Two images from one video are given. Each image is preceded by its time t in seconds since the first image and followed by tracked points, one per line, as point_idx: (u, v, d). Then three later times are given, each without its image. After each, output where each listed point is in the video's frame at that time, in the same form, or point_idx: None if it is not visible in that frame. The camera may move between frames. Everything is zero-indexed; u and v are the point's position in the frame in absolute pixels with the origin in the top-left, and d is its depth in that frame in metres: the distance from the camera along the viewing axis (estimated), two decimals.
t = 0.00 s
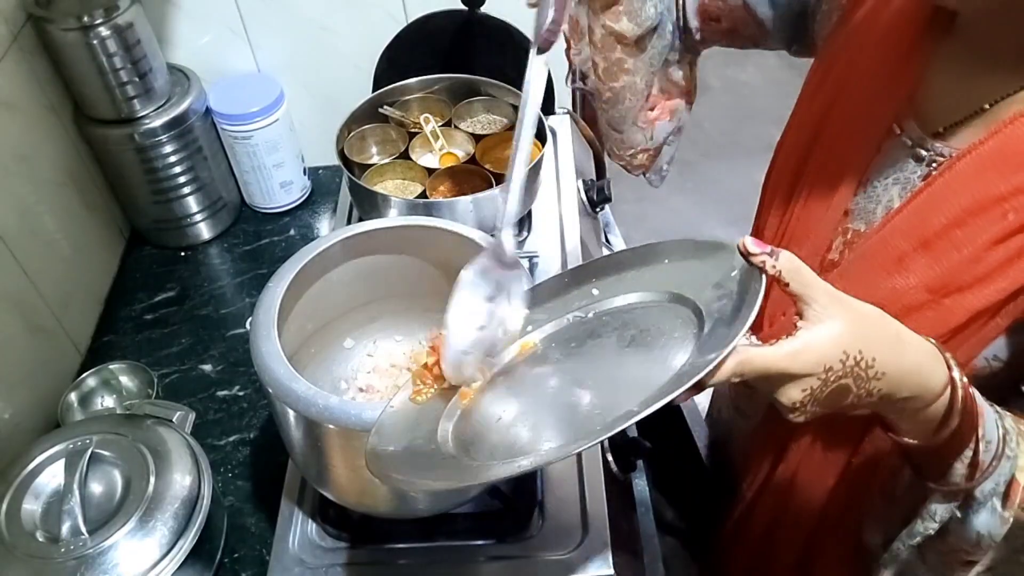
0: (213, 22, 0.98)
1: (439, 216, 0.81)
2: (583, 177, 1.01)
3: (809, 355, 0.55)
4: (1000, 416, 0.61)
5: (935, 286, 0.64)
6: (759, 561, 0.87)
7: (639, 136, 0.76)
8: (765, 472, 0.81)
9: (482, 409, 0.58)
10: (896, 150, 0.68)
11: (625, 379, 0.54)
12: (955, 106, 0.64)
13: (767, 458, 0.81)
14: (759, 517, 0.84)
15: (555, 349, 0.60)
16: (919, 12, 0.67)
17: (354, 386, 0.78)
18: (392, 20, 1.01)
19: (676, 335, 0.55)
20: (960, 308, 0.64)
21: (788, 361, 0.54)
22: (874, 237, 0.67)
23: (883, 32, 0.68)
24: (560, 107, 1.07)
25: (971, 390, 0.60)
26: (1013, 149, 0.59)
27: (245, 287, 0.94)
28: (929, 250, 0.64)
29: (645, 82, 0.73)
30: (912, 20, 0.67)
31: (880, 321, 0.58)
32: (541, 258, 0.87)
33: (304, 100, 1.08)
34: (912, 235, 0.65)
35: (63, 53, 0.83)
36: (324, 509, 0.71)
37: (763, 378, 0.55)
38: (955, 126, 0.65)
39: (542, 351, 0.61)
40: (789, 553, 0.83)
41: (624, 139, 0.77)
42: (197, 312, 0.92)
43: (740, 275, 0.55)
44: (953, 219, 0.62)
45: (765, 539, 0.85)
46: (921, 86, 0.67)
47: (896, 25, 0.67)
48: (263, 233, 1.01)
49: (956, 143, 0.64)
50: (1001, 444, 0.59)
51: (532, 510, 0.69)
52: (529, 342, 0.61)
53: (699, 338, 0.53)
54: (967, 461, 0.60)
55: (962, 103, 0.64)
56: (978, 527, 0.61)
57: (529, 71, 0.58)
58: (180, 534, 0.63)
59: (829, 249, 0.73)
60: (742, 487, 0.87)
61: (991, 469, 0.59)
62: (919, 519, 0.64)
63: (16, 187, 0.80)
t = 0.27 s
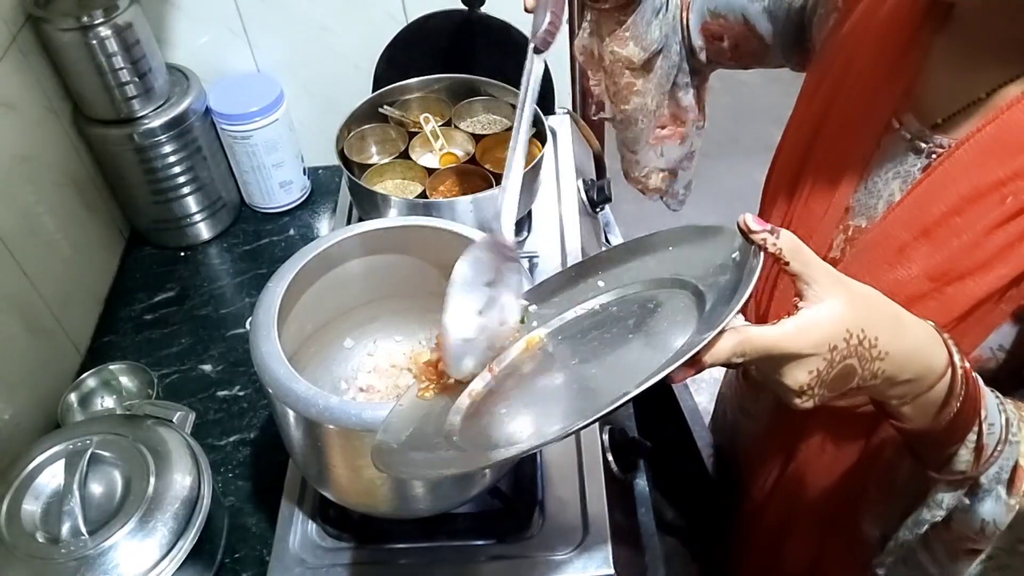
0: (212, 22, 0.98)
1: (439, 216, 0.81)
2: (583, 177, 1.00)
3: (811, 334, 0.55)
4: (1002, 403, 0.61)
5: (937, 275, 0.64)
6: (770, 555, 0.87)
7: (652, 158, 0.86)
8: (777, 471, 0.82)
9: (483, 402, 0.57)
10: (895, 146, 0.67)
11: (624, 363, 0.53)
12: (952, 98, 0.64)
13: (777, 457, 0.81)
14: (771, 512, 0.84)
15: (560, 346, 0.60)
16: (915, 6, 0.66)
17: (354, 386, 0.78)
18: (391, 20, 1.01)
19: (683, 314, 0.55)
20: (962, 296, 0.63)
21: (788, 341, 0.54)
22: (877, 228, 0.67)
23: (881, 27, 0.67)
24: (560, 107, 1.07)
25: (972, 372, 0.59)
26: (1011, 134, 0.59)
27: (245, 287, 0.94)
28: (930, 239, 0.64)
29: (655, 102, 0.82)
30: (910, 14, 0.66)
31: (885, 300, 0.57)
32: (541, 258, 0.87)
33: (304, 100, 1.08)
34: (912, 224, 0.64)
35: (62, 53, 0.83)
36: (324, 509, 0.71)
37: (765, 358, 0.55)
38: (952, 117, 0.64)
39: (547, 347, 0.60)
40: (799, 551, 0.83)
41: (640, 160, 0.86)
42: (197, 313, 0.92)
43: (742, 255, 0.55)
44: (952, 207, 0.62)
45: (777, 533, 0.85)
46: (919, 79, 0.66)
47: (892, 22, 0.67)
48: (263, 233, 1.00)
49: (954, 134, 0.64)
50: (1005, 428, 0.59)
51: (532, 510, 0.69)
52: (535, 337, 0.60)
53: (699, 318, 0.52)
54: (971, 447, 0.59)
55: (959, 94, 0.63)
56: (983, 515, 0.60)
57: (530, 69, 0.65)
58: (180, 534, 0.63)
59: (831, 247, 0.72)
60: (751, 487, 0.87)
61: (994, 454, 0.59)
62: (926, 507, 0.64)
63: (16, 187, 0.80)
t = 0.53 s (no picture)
0: (212, 22, 0.98)
1: (439, 216, 0.82)
2: (583, 177, 1.01)
3: (807, 332, 0.55)
4: (999, 401, 0.61)
5: (934, 269, 0.64)
6: (771, 556, 0.86)
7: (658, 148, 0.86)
8: (775, 468, 0.82)
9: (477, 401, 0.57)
10: (892, 141, 0.67)
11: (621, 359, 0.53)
12: (948, 92, 0.64)
13: (776, 455, 0.81)
14: (771, 512, 0.83)
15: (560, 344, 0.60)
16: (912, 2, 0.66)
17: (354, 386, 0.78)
18: (391, 20, 1.01)
19: (675, 311, 0.56)
20: (959, 290, 0.63)
21: (784, 338, 0.54)
22: (874, 223, 0.67)
23: (878, 21, 0.68)
24: (560, 107, 1.07)
25: (971, 372, 0.60)
26: (1007, 127, 0.59)
27: (245, 287, 0.94)
28: (927, 233, 0.64)
29: (660, 97, 0.82)
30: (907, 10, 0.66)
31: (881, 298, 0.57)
32: (541, 258, 0.87)
33: (304, 100, 1.08)
34: (909, 218, 0.64)
35: (62, 53, 0.83)
36: (324, 509, 0.71)
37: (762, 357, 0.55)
38: (948, 112, 0.64)
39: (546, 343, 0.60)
40: (798, 552, 0.83)
41: (645, 152, 0.86)
42: (197, 312, 0.92)
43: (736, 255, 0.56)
44: (949, 200, 0.62)
45: (779, 534, 0.84)
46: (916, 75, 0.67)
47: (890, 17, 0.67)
48: (263, 233, 1.01)
49: (950, 129, 0.64)
50: (1003, 425, 0.59)
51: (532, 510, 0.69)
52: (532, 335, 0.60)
53: (696, 314, 0.52)
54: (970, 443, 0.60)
55: (955, 88, 0.63)
56: (982, 513, 0.60)
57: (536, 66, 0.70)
58: (180, 534, 0.63)
59: (829, 243, 0.72)
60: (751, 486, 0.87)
61: (994, 451, 0.59)
62: (924, 507, 0.63)
63: (16, 187, 0.80)
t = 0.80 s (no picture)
0: (212, 22, 0.98)
1: (439, 216, 0.82)
2: (583, 177, 1.01)
3: (804, 317, 0.55)
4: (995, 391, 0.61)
5: (925, 259, 0.64)
6: (768, 551, 0.86)
7: (658, 143, 0.85)
8: (770, 462, 0.82)
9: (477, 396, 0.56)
10: (884, 133, 0.68)
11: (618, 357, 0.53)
12: (937, 85, 0.65)
13: (770, 448, 0.81)
14: (767, 506, 0.83)
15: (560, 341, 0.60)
16: None
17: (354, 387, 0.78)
18: (391, 20, 1.01)
19: (672, 298, 0.55)
20: (951, 280, 0.63)
21: (781, 323, 0.54)
22: (866, 214, 0.67)
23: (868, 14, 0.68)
24: (559, 107, 1.07)
25: (967, 361, 0.60)
26: (996, 116, 0.59)
27: (245, 287, 0.94)
28: (918, 224, 0.64)
29: (661, 90, 0.82)
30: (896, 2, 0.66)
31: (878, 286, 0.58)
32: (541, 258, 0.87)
33: (304, 100, 1.08)
34: (900, 209, 0.65)
35: (61, 54, 0.83)
36: (324, 509, 0.71)
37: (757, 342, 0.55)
38: (938, 104, 0.65)
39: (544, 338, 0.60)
40: (794, 546, 0.83)
41: (647, 147, 0.86)
42: (197, 312, 0.92)
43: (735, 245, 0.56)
44: (940, 190, 0.62)
45: (775, 527, 0.84)
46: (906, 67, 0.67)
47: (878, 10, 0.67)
48: (262, 233, 1.01)
49: (940, 121, 0.65)
50: (999, 414, 0.60)
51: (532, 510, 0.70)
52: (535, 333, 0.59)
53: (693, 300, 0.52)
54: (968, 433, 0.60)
55: (944, 81, 0.64)
56: (979, 503, 0.60)
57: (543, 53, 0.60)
58: (180, 533, 0.63)
59: (822, 235, 0.72)
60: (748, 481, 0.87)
61: (990, 441, 0.60)
62: (921, 499, 0.63)
63: (16, 187, 0.80)
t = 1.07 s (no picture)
0: (212, 22, 0.98)
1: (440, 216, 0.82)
2: (584, 177, 1.00)
3: (813, 326, 0.55)
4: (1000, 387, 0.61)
5: (927, 256, 0.64)
6: (769, 550, 0.86)
7: (658, 139, 0.87)
8: (771, 460, 0.81)
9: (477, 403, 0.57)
10: (881, 130, 0.68)
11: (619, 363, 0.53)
12: (937, 83, 0.65)
13: (772, 446, 0.81)
14: (767, 504, 0.83)
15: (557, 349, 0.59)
16: None
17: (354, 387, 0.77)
18: (392, 20, 1.01)
19: (674, 318, 0.55)
20: (952, 277, 0.63)
21: (791, 332, 0.54)
22: (866, 213, 0.67)
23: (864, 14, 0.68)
24: (560, 107, 1.07)
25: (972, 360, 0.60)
26: (998, 112, 0.59)
27: (245, 287, 0.94)
28: (919, 221, 0.64)
29: (662, 89, 0.83)
30: None
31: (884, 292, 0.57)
32: (541, 258, 0.87)
33: (304, 100, 1.08)
34: (901, 206, 0.64)
35: (62, 53, 0.83)
36: (324, 509, 0.71)
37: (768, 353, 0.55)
38: (938, 102, 0.65)
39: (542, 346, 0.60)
40: (795, 548, 0.82)
41: (643, 142, 0.87)
42: (197, 312, 0.92)
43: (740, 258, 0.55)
44: (940, 187, 0.62)
45: (776, 526, 0.84)
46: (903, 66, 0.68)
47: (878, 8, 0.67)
48: (263, 233, 1.00)
49: (939, 119, 0.65)
50: (1004, 412, 0.60)
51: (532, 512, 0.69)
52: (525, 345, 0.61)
53: (696, 319, 0.52)
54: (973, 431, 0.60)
55: (944, 78, 0.64)
56: (986, 500, 0.61)
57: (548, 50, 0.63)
58: (180, 534, 0.63)
59: (822, 235, 0.72)
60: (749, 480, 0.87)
61: (996, 440, 0.60)
62: (930, 496, 0.64)
63: (16, 187, 0.80)
